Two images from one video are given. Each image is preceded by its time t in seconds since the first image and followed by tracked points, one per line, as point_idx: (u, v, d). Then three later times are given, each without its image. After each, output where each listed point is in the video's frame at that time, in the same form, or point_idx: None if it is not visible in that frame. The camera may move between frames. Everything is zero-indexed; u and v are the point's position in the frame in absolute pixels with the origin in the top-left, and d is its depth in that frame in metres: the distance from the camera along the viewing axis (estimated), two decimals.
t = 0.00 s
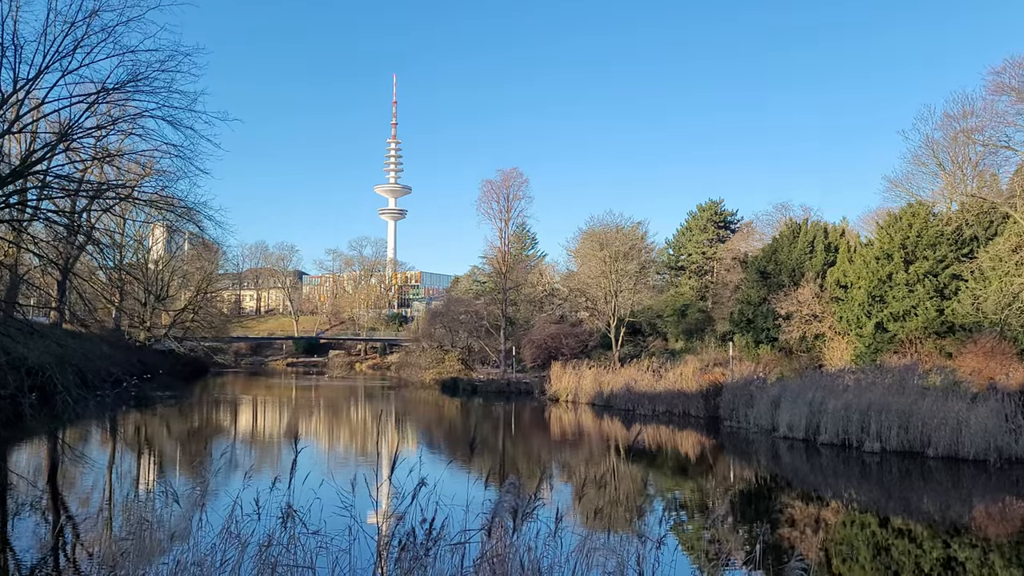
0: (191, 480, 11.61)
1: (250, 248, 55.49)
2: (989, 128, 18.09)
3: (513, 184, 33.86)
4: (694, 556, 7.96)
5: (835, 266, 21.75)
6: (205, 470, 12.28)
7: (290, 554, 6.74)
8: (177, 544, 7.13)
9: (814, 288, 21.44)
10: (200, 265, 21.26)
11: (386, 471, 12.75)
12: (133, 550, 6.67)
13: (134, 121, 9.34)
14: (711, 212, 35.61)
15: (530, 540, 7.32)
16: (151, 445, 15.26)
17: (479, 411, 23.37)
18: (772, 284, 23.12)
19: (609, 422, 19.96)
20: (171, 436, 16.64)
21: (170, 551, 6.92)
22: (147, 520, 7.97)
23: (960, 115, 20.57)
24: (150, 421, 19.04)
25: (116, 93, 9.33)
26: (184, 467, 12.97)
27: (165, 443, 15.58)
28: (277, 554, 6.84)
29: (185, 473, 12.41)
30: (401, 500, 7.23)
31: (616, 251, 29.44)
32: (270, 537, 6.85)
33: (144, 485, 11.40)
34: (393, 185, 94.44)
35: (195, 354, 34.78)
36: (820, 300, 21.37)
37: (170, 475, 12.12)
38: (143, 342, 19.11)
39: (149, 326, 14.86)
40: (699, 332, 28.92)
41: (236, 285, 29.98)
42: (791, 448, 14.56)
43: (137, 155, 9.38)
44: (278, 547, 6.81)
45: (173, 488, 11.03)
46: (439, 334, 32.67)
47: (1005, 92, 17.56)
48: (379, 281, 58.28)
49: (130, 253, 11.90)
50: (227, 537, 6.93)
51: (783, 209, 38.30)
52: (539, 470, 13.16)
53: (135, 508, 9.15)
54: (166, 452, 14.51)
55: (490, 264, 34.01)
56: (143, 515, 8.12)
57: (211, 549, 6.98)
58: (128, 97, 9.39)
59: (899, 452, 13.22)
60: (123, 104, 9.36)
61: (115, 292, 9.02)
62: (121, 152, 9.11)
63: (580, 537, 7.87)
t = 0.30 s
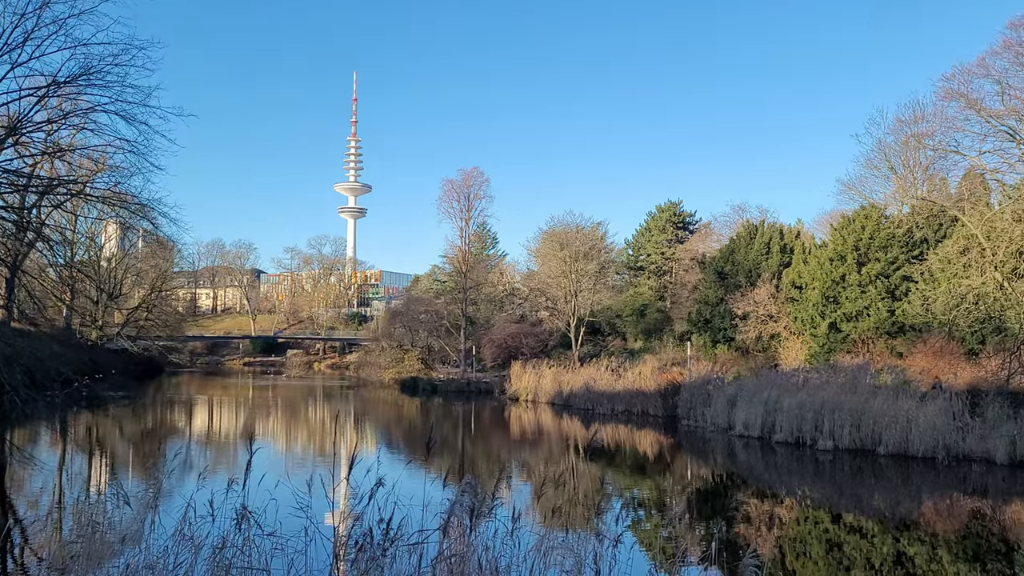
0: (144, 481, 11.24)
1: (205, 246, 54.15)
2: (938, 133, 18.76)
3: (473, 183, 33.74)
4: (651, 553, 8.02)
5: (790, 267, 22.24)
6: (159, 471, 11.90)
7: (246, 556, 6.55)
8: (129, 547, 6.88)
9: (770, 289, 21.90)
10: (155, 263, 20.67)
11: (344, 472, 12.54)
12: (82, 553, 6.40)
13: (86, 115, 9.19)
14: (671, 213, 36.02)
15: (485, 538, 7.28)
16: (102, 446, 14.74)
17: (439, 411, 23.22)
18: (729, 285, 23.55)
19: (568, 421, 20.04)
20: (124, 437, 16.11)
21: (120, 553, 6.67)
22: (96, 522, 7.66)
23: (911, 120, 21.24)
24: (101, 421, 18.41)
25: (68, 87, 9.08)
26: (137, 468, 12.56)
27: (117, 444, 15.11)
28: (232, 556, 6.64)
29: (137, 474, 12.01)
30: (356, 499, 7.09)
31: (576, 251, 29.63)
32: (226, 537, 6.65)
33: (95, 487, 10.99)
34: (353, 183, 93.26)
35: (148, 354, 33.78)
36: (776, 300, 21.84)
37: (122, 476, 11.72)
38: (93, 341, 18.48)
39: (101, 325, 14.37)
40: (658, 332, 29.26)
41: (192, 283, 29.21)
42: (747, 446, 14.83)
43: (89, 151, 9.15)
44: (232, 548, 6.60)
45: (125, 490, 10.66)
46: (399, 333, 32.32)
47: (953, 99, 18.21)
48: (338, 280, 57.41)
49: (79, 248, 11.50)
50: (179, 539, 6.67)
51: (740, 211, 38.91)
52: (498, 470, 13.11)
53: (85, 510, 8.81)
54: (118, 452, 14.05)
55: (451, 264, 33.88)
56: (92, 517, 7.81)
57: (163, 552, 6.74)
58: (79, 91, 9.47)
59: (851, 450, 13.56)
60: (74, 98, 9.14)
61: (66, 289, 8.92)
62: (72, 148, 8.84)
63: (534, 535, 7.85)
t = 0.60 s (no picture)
0: (90, 484, 10.81)
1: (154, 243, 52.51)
2: (886, 138, 19.45)
3: (429, 183, 33.47)
4: (605, 551, 8.06)
5: (742, 268, 22.68)
6: (106, 474, 11.45)
7: (196, 560, 6.35)
8: (74, 551, 6.60)
9: (723, 289, 22.30)
10: (103, 262, 19.98)
11: (298, 474, 12.28)
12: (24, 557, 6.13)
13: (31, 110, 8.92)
14: (626, 214, 36.40)
15: (438, 537, 7.19)
16: (46, 448, 14.15)
17: (395, 411, 22.97)
18: (683, 286, 23.96)
19: (524, 421, 20.05)
20: (69, 438, 15.50)
21: (63, 558, 6.40)
22: (37, 527, 7.32)
23: (859, 125, 21.96)
24: (45, 422, 17.68)
25: (10, 79, 8.75)
26: (83, 470, 12.09)
27: (63, 446, 14.52)
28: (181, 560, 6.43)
29: (83, 476, 11.55)
30: (313, 501, 6.94)
31: (533, 251, 29.73)
32: (175, 540, 6.41)
33: (39, 491, 10.50)
34: (308, 181, 91.65)
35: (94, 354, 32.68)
36: (729, 300, 22.26)
37: (67, 479, 11.25)
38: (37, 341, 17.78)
39: (47, 325, 13.83)
40: (613, 331, 29.51)
41: (142, 282, 28.35)
42: (700, 445, 15.06)
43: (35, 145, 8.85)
44: (179, 553, 6.35)
45: (70, 493, 10.22)
46: (354, 333, 31.86)
47: (900, 105, 18.90)
48: (293, 279, 56.27)
49: (21, 244, 11.12)
50: (126, 543, 6.40)
51: (694, 212, 39.52)
52: (454, 470, 13.02)
53: (27, 514, 8.41)
54: (64, 454, 13.52)
55: (407, 263, 33.63)
56: (34, 522, 7.45)
57: (109, 556, 6.48)
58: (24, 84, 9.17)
59: (801, 448, 13.91)
60: (18, 92, 8.84)
61: (9, 286, 8.69)
62: (16, 142, 8.54)
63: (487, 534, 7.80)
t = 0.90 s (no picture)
0: (40, 488, 10.36)
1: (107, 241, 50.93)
2: (842, 141, 19.97)
3: (391, 182, 33.16)
4: (565, 549, 8.06)
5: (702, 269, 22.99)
6: (57, 477, 10.99)
7: (151, 564, 6.13)
8: (20, 558, 6.31)
9: (683, 290, 22.59)
10: (56, 260, 19.34)
11: (256, 476, 11.98)
12: None
13: None
14: (588, 215, 36.64)
15: (398, 539, 7.09)
16: None
17: (356, 412, 22.69)
18: (644, 286, 24.24)
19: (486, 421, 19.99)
20: (18, 440, 14.88)
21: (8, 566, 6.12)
22: None
23: (816, 129, 22.48)
24: None
25: None
26: (34, 473, 11.61)
27: (12, 448, 13.92)
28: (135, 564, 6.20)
29: (32, 479, 11.08)
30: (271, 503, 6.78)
31: (495, 251, 29.73)
32: (128, 544, 6.17)
33: None
34: (268, 179, 89.92)
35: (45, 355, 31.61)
36: (689, 301, 22.56)
37: (16, 482, 10.76)
38: None
39: None
40: (574, 331, 29.65)
41: (95, 280, 27.47)
42: (660, 444, 15.21)
43: None
44: (134, 556, 6.12)
45: (19, 496, 9.78)
46: (314, 333, 31.36)
47: (856, 109, 19.41)
48: (252, 279, 55.07)
49: None
50: (78, 547, 6.14)
51: (655, 213, 39.96)
52: (415, 471, 12.87)
53: None
54: (13, 457, 12.97)
55: (368, 263, 33.29)
56: None
57: (58, 561, 6.21)
58: None
59: (758, 446, 14.16)
60: None
61: None
62: None
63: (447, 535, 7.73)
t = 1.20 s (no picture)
0: None
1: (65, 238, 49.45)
2: (805, 144, 20.38)
3: (358, 181, 32.81)
4: (532, 548, 8.05)
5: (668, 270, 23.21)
6: (12, 480, 10.60)
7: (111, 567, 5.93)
8: None
9: (649, 290, 22.80)
10: (13, 258, 18.77)
11: (219, 478, 11.72)
12: None
13: None
14: (555, 215, 36.78)
15: (362, 539, 6.99)
16: None
17: (321, 412, 22.40)
18: (611, 286, 24.41)
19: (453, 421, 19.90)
20: None
21: None
22: None
23: (779, 131, 22.92)
24: None
25: None
26: None
27: None
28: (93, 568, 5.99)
29: None
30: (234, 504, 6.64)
31: (462, 251, 29.64)
32: (87, 547, 5.96)
33: None
34: (232, 177, 88.27)
35: None
36: (655, 301, 22.79)
37: None
38: None
39: None
40: (541, 332, 29.72)
41: (52, 278, 26.69)
42: (626, 443, 15.32)
43: None
44: (93, 560, 5.91)
45: None
46: (280, 333, 30.86)
47: (818, 112, 19.82)
48: (216, 278, 53.92)
49: None
50: (35, 551, 5.90)
51: (621, 214, 40.28)
52: (381, 471, 12.74)
53: None
54: None
55: (334, 262, 32.93)
56: None
57: (13, 565, 5.98)
58: None
59: (723, 445, 14.35)
60: None
61: None
62: None
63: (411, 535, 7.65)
